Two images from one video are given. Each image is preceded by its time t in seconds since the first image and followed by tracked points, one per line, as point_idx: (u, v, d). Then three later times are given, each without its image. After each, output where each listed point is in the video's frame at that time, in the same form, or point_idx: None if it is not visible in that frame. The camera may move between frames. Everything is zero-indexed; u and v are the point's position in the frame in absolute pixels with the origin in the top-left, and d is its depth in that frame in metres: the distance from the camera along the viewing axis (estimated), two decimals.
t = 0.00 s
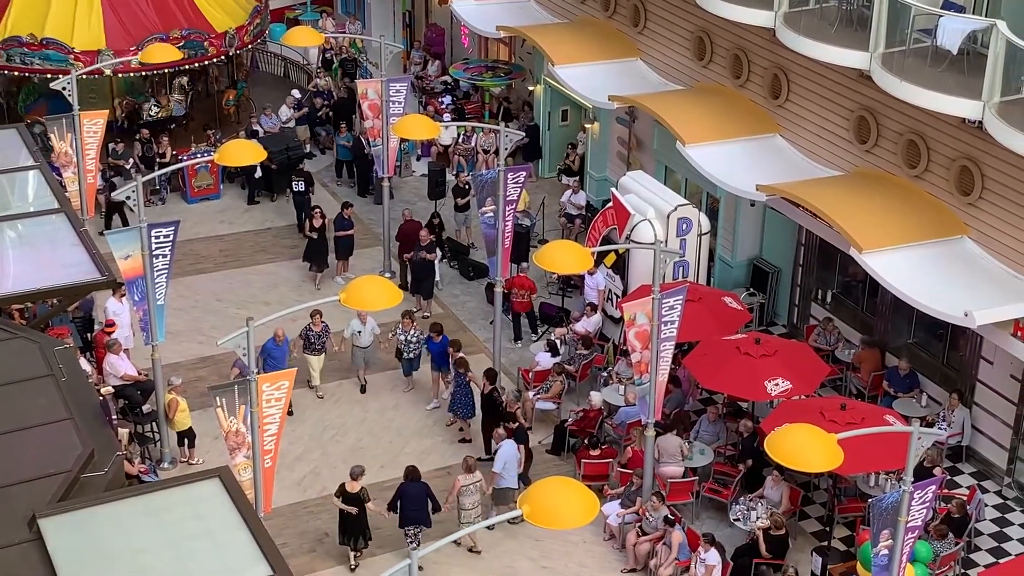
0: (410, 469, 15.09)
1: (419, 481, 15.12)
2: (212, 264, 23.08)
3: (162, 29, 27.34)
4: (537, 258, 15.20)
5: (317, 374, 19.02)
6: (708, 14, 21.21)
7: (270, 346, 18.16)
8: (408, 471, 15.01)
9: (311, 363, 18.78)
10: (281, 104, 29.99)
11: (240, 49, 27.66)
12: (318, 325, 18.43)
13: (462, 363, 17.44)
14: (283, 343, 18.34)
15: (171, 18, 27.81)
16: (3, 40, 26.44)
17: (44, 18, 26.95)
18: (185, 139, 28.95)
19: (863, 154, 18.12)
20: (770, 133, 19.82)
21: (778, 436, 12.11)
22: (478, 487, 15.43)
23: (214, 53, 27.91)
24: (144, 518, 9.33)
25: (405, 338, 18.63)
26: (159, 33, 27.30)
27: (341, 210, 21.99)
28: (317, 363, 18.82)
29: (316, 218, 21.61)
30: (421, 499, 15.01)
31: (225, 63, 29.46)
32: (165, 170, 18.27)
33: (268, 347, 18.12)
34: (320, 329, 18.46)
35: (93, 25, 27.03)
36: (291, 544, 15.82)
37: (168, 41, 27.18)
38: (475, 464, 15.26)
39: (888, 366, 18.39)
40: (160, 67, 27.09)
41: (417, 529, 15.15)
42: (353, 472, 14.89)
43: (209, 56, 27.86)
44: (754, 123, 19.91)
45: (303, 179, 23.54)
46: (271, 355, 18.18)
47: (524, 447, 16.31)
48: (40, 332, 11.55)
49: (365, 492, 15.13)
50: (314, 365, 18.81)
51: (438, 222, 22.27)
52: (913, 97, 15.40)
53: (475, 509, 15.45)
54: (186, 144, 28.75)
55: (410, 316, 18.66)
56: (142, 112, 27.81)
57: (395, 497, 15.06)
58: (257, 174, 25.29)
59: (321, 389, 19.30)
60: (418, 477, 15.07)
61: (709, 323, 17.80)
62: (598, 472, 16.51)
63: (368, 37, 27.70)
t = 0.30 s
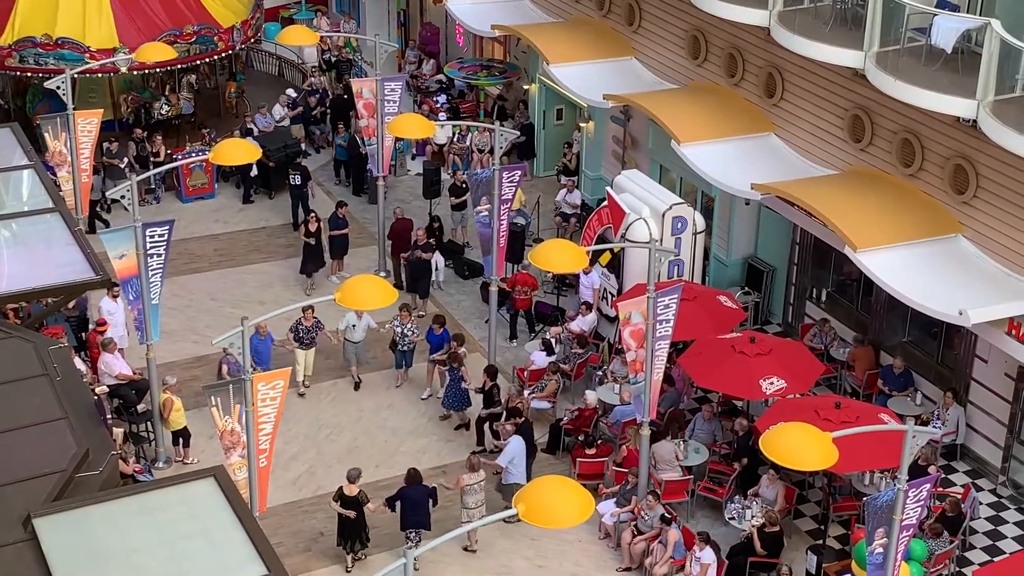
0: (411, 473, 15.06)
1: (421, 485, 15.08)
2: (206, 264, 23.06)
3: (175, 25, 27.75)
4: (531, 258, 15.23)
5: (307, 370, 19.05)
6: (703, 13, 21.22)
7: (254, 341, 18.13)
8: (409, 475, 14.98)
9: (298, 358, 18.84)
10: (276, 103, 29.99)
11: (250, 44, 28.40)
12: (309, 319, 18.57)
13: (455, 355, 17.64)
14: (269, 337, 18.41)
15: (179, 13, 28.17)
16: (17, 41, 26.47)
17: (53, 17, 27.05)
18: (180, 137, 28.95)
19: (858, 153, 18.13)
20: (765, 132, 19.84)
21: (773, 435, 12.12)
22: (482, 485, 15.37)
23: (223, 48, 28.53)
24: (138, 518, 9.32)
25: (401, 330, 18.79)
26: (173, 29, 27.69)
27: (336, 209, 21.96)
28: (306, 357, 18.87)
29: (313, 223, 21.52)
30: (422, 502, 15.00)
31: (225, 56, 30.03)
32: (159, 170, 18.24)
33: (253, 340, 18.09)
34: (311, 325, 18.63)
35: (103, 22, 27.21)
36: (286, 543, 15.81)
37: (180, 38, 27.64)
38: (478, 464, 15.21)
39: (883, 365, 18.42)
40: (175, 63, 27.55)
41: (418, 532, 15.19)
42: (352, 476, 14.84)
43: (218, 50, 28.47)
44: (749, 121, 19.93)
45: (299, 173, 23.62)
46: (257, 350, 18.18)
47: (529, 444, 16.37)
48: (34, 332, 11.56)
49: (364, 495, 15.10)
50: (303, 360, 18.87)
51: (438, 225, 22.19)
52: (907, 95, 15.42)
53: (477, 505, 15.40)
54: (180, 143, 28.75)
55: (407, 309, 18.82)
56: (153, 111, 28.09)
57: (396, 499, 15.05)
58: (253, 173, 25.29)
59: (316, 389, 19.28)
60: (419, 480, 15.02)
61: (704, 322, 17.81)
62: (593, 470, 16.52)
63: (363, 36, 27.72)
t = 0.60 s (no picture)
0: (414, 475, 15.01)
1: (422, 486, 15.06)
2: (201, 263, 23.04)
3: (185, 21, 28.03)
4: (528, 257, 15.22)
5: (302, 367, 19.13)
6: (698, 13, 21.23)
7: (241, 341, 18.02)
8: (411, 477, 14.93)
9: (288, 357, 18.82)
10: (272, 102, 29.99)
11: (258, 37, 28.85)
12: (299, 318, 18.46)
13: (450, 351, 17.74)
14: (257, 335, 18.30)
15: (186, 8, 28.38)
16: (31, 42, 26.62)
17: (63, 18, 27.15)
18: (175, 137, 28.93)
19: (853, 152, 18.15)
20: (760, 132, 19.85)
21: (768, 434, 12.14)
22: (486, 483, 15.42)
23: (231, 42, 28.87)
24: (134, 518, 9.30)
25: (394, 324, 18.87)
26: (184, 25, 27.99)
27: (331, 209, 21.94)
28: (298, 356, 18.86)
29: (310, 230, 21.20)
30: (423, 503, 15.00)
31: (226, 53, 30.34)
32: (154, 170, 18.22)
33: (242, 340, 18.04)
34: (300, 323, 18.53)
35: (113, 19, 27.46)
36: (281, 544, 15.80)
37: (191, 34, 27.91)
38: (481, 462, 15.24)
39: (877, 364, 18.45)
40: (187, 58, 27.90)
41: (423, 532, 15.14)
42: (354, 479, 14.74)
43: (227, 45, 28.81)
44: (744, 121, 19.94)
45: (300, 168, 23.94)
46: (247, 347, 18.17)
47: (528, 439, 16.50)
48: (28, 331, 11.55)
49: (367, 497, 15.03)
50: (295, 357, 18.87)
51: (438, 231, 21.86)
52: (902, 95, 15.44)
53: (480, 503, 15.44)
54: (175, 142, 28.73)
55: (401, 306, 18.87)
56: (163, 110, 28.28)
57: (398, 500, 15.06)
58: (251, 171, 25.32)
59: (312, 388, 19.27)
60: (421, 481, 15.00)
61: (699, 321, 17.82)
62: (588, 470, 16.55)
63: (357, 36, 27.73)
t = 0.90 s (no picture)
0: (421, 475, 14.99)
1: (428, 487, 15.05)
2: (195, 263, 23.02)
3: (192, 19, 28.46)
4: (521, 257, 15.23)
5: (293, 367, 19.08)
6: (692, 13, 21.24)
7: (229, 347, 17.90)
8: (417, 477, 14.89)
9: (277, 358, 18.78)
10: (265, 102, 29.99)
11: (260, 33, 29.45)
12: (285, 318, 18.47)
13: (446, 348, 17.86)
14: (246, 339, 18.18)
15: (191, 5, 28.87)
16: (44, 43, 26.85)
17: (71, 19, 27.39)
18: (169, 137, 28.92)
19: (847, 152, 18.17)
20: (754, 132, 19.88)
21: (762, 433, 12.12)
22: (491, 480, 15.44)
23: (235, 38, 29.40)
24: (128, 519, 9.29)
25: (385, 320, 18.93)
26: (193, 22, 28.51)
27: (325, 209, 21.94)
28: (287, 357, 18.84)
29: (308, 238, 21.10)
30: (429, 503, 15.01)
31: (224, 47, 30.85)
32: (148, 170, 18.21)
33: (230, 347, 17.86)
34: (287, 324, 18.52)
35: (120, 17, 27.79)
36: (276, 544, 15.79)
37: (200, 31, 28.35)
38: (484, 460, 15.25)
39: (871, 364, 18.48)
40: (197, 53, 28.37)
41: (426, 530, 15.24)
42: (359, 480, 14.76)
43: (231, 41, 29.32)
44: (737, 121, 19.95)
45: (297, 165, 24.38)
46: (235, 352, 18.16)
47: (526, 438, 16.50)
48: (22, 331, 11.56)
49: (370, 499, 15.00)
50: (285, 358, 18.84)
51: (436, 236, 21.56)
52: (896, 95, 15.45)
53: (486, 500, 15.43)
54: (169, 143, 28.73)
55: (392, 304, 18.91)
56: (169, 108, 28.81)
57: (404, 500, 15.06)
58: (248, 170, 25.41)
59: (306, 389, 19.25)
60: (428, 481, 14.99)
61: (694, 320, 17.83)
62: (583, 469, 16.57)
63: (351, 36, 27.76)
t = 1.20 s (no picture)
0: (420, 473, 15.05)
1: (428, 484, 15.11)
2: (186, 264, 22.99)
3: (195, 16, 28.83)
4: (512, 256, 15.24)
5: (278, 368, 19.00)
6: (683, 13, 21.26)
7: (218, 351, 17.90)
8: (416, 475, 14.97)
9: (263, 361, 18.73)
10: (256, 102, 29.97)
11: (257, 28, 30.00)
12: (267, 321, 18.43)
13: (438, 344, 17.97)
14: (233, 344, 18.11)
15: (190, 3, 29.21)
16: (54, 44, 26.72)
17: (76, 21, 27.50)
18: (159, 137, 28.88)
19: (837, 152, 18.20)
20: (745, 131, 19.90)
21: (753, 432, 12.15)
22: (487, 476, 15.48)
23: (234, 33, 29.89)
24: (120, 520, 9.27)
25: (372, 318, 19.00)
26: (197, 18, 28.91)
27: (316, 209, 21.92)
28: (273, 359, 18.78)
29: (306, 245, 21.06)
30: (428, 502, 15.04)
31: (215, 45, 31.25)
32: (139, 170, 18.20)
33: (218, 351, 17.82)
34: (270, 326, 18.50)
35: (123, 14, 28.01)
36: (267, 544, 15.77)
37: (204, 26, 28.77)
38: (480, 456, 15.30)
39: (862, 363, 18.51)
40: (202, 48, 28.77)
41: (424, 528, 15.27)
42: (357, 480, 14.84)
43: (229, 37, 29.79)
44: (728, 120, 19.98)
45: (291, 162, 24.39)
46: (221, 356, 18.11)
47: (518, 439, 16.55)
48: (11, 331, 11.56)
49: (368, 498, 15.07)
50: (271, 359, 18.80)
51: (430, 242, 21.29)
52: (886, 94, 15.49)
53: (482, 496, 15.48)
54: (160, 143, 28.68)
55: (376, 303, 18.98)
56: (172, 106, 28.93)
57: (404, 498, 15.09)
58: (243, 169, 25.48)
59: (297, 389, 19.23)
60: (427, 480, 15.04)
61: (685, 320, 17.84)
62: (574, 469, 16.58)
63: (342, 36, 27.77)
